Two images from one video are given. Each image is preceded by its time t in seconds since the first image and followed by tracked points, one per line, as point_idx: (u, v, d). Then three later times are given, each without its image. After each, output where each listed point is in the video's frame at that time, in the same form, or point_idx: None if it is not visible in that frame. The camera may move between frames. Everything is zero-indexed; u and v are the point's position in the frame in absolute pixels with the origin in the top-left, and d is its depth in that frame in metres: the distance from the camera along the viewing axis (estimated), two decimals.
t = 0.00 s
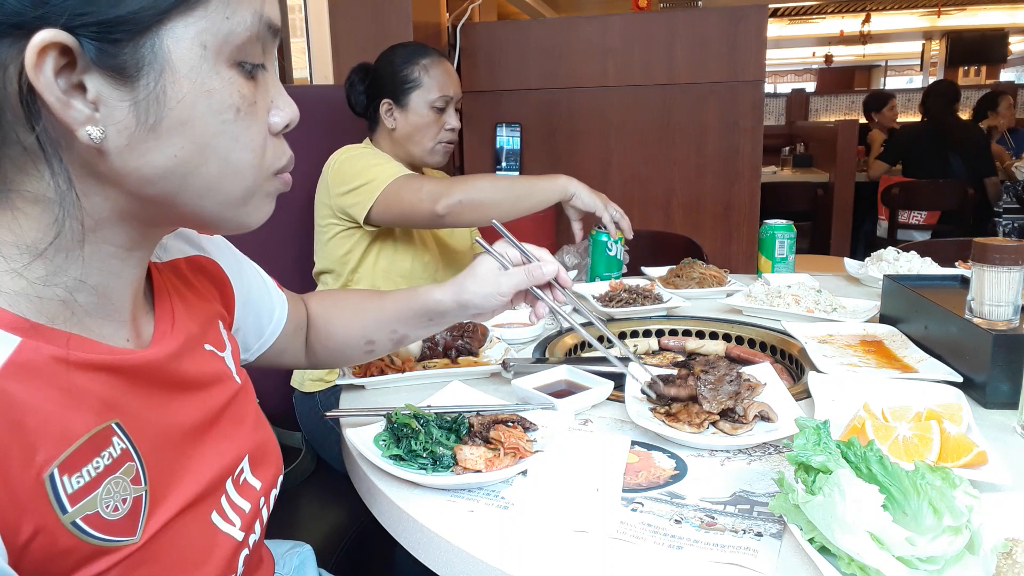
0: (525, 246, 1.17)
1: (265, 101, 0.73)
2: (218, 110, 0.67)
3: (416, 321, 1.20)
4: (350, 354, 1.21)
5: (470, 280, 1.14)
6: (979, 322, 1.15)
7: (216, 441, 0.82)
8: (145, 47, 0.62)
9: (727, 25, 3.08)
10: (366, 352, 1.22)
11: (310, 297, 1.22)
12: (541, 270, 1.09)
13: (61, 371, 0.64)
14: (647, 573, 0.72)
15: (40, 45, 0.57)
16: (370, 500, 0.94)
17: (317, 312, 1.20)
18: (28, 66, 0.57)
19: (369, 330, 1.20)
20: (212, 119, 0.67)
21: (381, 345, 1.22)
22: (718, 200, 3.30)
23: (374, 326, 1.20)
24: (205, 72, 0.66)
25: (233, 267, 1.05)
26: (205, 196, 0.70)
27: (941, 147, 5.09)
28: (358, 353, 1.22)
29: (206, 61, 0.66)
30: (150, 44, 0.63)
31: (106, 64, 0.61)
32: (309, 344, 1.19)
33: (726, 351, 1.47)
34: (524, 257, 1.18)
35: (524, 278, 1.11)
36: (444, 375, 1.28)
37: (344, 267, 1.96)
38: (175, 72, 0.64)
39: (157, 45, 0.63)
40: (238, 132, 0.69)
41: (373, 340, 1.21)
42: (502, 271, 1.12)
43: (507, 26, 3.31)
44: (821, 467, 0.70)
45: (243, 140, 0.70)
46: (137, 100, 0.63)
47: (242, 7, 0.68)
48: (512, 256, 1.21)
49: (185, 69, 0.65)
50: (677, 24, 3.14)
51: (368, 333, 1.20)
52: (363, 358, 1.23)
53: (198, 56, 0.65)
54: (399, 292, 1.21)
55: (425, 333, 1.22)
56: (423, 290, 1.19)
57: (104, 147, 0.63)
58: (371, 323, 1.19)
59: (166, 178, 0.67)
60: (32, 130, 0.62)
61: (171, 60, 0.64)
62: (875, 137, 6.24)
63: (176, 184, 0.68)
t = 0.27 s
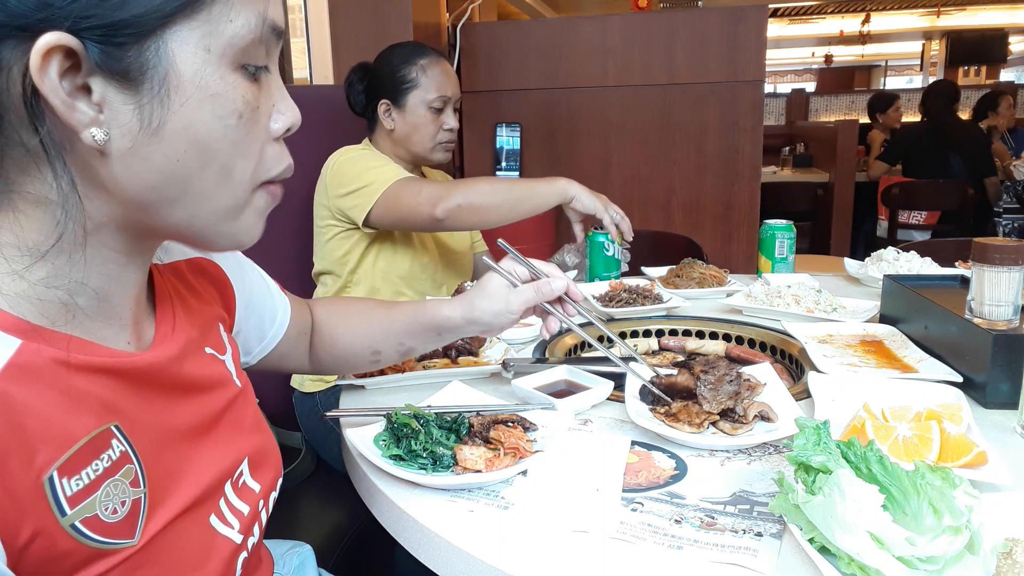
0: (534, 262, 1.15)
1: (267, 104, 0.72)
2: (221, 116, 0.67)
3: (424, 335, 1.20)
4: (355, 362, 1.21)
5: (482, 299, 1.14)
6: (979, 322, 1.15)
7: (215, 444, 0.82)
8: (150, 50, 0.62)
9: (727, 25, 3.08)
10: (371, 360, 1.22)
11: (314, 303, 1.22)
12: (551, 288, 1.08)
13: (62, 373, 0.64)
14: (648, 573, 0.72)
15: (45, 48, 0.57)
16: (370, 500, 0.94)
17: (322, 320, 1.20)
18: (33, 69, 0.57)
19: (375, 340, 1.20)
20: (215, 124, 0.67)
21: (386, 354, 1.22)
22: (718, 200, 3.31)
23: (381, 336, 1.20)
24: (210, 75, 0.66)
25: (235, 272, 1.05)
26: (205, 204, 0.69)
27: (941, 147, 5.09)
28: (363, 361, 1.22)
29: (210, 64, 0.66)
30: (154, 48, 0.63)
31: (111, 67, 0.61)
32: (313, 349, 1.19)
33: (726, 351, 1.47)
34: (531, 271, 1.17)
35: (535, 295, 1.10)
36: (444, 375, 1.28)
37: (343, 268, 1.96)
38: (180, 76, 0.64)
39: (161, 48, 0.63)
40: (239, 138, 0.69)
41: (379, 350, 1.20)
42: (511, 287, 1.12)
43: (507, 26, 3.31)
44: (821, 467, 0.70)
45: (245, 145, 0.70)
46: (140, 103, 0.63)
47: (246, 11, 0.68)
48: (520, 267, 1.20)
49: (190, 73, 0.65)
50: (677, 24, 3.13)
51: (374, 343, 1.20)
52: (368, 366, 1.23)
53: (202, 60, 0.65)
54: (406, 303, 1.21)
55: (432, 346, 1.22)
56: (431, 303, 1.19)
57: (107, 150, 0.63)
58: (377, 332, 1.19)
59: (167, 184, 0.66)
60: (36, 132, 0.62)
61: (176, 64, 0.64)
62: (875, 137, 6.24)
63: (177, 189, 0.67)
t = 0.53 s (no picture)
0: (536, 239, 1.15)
1: (266, 100, 0.73)
2: (222, 109, 0.67)
3: (429, 320, 1.18)
4: (360, 356, 1.20)
5: (484, 275, 1.12)
6: (979, 322, 1.14)
7: (213, 445, 0.82)
8: (150, 47, 0.62)
9: (727, 26, 3.08)
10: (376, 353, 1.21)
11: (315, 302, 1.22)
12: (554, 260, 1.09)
13: (61, 374, 0.64)
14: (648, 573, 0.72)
15: (44, 46, 0.57)
16: (370, 500, 0.94)
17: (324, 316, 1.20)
18: (33, 67, 0.58)
19: (379, 331, 1.19)
20: (216, 119, 0.67)
21: (392, 345, 1.20)
22: (718, 200, 3.31)
23: (385, 327, 1.19)
24: (211, 71, 0.66)
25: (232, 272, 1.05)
26: (211, 196, 0.70)
27: (941, 147, 5.09)
28: (368, 354, 1.21)
29: (210, 60, 0.66)
30: (154, 44, 0.63)
31: (111, 64, 0.61)
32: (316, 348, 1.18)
33: (726, 351, 1.47)
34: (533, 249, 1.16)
35: (539, 269, 1.09)
36: (444, 375, 1.28)
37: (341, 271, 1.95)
38: (181, 72, 0.64)
39: (161, 44, 0.63)
40: (241, 130, 0.69)
41: (383, 341, 1.19)
42: (517, 263, 1.11)
43: (507, 26, 3.31)
44: (821, 467, 0.70)
45: (246, 138, 0.70)
46: (141, 99, 0.63)
47: (245, 6, 0.68)
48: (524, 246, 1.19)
49: (190, 68, 0.65)
50: (677, 24, 3.13)
51: (378, 334, 1.19)
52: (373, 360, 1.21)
53: (203, 56, 0.65)
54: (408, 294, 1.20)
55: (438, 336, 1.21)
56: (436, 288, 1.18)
57: (109, 147, 0.63)
58: (381, 324, 1.18)
59: (170, 178, 0.67)
60: (36, 131, 0.62)
61: (177, 59, 0.64)
62: (875, 137, 6.24)
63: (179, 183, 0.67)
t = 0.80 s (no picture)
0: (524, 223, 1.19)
1: (259, 87, 0.73)
2: (221, 98, 0.68)
3: (421, 305, 1.15)
4: (355, 347, 1.18)
5: (474, 255, 1.09)
6: (979, 322, 1.14)
7: (211, 445, 0.82)
8: (149, 38, 0.63)
9: (727, 26, 3.08)
10: (371, 343, 1.18)
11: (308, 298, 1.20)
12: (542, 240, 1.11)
13: (59, 373, 0.64)
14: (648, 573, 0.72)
15: (48, 41, 0.57)
16: (370, 500, 0.94)
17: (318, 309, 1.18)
18: (39, 62, 0.57)
19: (372, 319, 1.16)
20: (217, 108, 0.67)
21: (386, 335, 1.17)
22: (718, 200, 3.31)
23: (378, 315, 1.16)
24: (209, 61, 0.67)
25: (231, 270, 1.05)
26: (212, 187, 0.70)
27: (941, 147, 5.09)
28: (363, 344, 1.18)
29: (206, 49, 0.66)
30: (153, 35, 0.63)
31: (113, 55, 0.61)
32: (312, 344, 1.17)
33: (726, 351, 1.47)
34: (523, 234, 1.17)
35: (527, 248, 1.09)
36: (444, 375, 1.28)
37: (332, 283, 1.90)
38: (181, 62, 0.65)
39: (160, 35, 0.63)
40: (240, 119, 0.70)
41: (377, 330, 1.17)
42: (505, 243, 1.09)
43: (507, 26, 3.31)
44: (821, 467, 0.70)
45: (245, 128, 0.71)
46: (144, 91, 0.63)
47: None
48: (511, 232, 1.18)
49: (190, 57, 0.65)
50: (677, 24, 3.14)
51: (372, 322, 1.16)
52: (368, 350, 1.19)
53: (200, 45, 0.66)
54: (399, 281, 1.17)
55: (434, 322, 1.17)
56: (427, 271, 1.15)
57: (112, 140, 0.63)
58: (375, 312, 1.16)
59: (172, 172, 0.67)
60: (40, 129, 0.62)
61: (175, 49, 0.64)
62: (875, 137, 6.24)
63: (180, 176, 0.67)
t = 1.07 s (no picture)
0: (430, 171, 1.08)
1: (253, 80, 0.72)
2: (217, 90, 0.67)
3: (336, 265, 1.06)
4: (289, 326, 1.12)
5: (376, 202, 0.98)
6: (979, 322, 1.14)
7: (207, 440, 0.82)
8: (145, 33, 0.63)
9: (727, 26, 3.08)
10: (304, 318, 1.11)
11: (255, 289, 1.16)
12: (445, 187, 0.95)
13: (56, 372, 0.64)
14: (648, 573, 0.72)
15: (45, 36, 0.57)
16: (370, 500, 0.94)
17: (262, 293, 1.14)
18: (35, 57, 0.58)
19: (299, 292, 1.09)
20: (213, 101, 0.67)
21: (317, 307, 1.10)
22: (717, 200, 3.31)
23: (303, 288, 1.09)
24: (204, 54, 0.66)
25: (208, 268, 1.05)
26: (209, 176, 0.70)
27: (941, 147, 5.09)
28: (295, 321, 1.11)
29: (202, 43, 0.66)
30: (149, 30, 0.63)
31: (109, 50, 0.61)
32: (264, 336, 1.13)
33: (726, 351, 1.47)
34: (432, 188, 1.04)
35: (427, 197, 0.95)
36: (444, 375, 1.28)
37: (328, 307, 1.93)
38: (177, 55, 0.65)
39: (156, 30, 0.63)
40: (237, 112, 0.70)
41: (306, 303, 1.10)
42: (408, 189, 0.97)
43: (507, 26, 3.31)
44: (821, 468, 0.70)
45: (240, 120, 0.70)
46: (141, 85, 0.63)
47: None
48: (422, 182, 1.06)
49: (185, 51, 0.65)
50: (677, 24, 3.14)
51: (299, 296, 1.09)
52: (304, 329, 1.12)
53: (196, 39, 0.66)
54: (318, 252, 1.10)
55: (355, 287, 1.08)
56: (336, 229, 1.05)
57: (109, 135, 0.63)
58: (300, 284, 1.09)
59: (170, 162, 0.67)
60: (37, 127, 0.62)
61: (172, 44, 0.64)
62: (875, 137, 6.24)
63: (179, 168, 0.68)
